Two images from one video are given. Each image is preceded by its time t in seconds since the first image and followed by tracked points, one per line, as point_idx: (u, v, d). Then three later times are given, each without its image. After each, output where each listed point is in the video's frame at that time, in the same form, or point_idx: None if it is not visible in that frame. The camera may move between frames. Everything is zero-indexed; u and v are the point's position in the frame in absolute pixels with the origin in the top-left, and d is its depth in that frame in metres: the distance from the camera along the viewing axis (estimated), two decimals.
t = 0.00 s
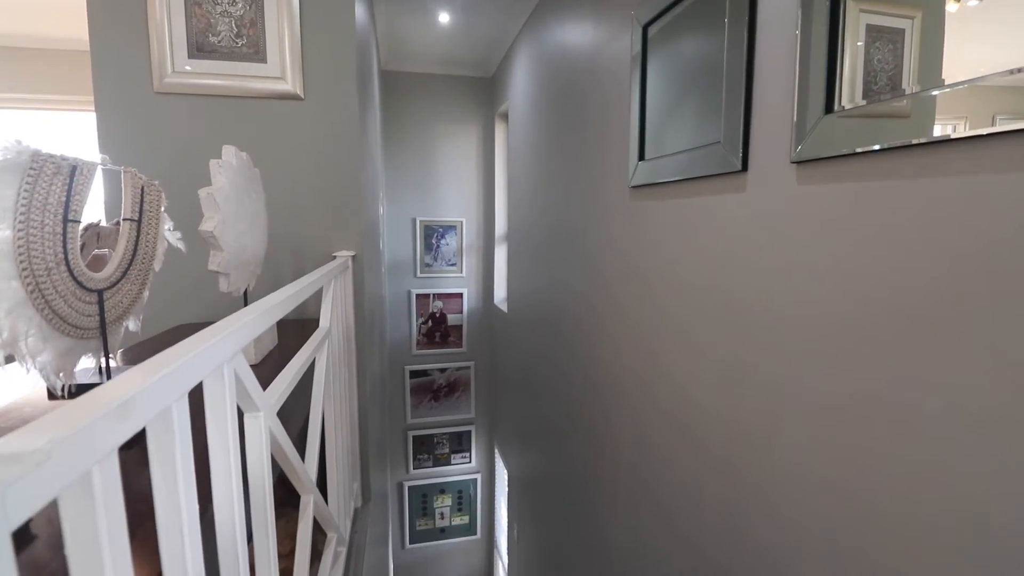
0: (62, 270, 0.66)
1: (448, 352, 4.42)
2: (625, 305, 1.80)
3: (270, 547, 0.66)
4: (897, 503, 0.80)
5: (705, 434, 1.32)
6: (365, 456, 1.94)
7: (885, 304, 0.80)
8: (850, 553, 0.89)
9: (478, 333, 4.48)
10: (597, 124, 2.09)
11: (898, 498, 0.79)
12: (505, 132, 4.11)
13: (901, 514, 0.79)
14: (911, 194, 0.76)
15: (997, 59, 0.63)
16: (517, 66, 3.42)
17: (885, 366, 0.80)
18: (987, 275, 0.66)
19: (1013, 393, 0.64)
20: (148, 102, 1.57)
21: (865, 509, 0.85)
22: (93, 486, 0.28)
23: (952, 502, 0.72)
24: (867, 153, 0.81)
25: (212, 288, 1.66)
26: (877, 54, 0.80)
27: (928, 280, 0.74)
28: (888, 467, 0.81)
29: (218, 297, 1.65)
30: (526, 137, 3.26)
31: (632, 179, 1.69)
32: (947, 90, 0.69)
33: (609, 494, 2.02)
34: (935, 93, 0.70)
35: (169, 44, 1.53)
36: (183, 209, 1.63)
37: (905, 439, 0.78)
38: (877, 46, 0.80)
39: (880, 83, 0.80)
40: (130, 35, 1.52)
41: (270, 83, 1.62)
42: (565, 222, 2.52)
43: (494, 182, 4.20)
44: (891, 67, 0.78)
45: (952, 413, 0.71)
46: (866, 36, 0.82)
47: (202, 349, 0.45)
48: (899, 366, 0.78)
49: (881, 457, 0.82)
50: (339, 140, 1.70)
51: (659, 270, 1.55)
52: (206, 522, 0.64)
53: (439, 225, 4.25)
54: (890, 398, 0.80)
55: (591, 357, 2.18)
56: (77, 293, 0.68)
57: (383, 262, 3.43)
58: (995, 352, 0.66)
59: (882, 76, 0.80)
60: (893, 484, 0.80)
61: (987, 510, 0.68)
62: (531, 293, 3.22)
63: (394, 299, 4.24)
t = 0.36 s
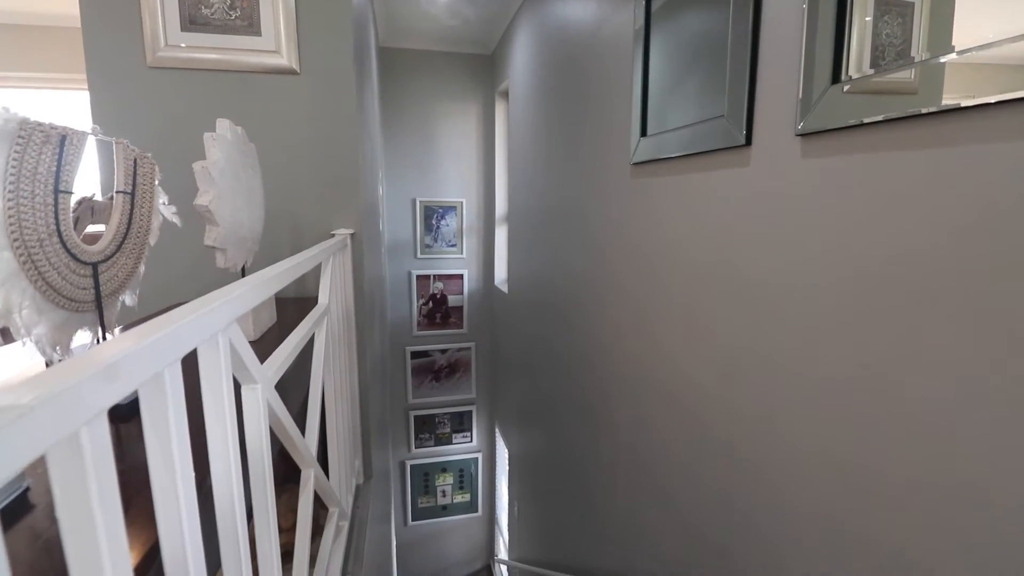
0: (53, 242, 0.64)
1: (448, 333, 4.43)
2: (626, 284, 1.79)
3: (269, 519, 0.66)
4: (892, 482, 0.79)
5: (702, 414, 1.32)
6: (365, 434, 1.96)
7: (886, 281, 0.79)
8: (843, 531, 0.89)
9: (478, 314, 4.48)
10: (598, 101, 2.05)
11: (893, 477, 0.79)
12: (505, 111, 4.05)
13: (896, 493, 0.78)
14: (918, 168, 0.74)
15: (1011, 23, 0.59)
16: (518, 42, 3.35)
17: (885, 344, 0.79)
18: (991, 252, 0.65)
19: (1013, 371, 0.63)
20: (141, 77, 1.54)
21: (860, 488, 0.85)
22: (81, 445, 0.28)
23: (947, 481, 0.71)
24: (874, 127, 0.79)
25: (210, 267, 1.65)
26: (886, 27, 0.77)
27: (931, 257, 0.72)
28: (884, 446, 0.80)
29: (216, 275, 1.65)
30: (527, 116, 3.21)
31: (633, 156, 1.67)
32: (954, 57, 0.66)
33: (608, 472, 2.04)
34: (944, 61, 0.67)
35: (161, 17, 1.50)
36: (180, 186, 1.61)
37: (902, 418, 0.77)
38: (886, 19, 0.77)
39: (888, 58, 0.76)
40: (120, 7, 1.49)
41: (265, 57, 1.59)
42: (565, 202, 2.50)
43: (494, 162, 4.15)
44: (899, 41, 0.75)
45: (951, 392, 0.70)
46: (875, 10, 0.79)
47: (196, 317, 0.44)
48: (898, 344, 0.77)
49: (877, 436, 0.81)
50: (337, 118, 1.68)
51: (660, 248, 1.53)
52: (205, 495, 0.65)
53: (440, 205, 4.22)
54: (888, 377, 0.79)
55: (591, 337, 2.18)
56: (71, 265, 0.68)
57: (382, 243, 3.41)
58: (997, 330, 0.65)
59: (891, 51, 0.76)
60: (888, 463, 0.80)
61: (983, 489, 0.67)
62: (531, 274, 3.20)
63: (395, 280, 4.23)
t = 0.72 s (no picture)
0: (44, 215, 0.63)
1: (448, 315, 4.44)
2: (625, 264, 1.78)
3: (268, 494, 0.66)
4: (885, 463, 0.78)
5: (698, 393, 1.32)
6: (365, 413, 1.97)
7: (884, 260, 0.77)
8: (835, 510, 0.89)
9: (479, 296, 4.48)
10: (600, 77, 2.01)
11: (886, 457, 0.78)
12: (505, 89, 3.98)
13: (888, 474, 0.78)
14: (919, 142, 0.71)
15: None
16: (518, 17, 3.28)
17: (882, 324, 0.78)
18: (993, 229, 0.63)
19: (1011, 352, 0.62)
20: (131, 51, 1.51)
21: (852, 468, 0.84)
22: (68, 412, 0.27)
23: (940, 463, 0.71)
24: (874, 99, 0.77)
25: (207, 246, 1.64)
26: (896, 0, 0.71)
27: (932, 234, 0.70)
28: (878, 426, 0.79)
29: (212, 255, 1.64)
30: (527, 94, 3.15)
31: (634, 133, 1.64)
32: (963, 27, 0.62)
33: (606, 450, 2.05)
34: (951, 31, 0.63)
35: None
36: (174, 163, 1.60)
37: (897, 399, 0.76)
38: None
39: (898, 33, 0.71)
40: None
41: (258, 30, 1.56)
42: (565, 182, 2.47)
43: (494, 142, 4.10)
44: (909, 15, 0.69)
45: (947, 373, 0.69)
46: None
47: (189, 287, 0.44)
48: (895, 324, 0.76)
49: (871, 416, 0.80)
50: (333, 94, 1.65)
51: (659, 227, 1.52)
52: (201, 470, 0.64)
53: (439, 186, 4.18)
54: (884, 357, 0.78)
55: (591, 317, 2.17)
56: (63, 240, 0.67)
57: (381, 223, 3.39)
58: (996, 309, 0.63)
59: (900, 26, 0.70)
60: (881, 443, 0.79)
61: (975, 471, 0.66)
62: (531, 255, 3.19)
63: (394, 260, 4.22)
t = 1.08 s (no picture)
0: (33, 183, 0.62)
1: (447, 291, 4.44)
2: (624, 238, 1.77)
3: (269, 463, 0.67)
4: (872, 437, 0.78)
5: (693, 368, 1.32)
6: (366, 386, 1.98)
7: (881, 232, 0.75)
8: (821, 484, 0.89)
9: (478, 272, 4.46)
10: (602, 45, 1.96)
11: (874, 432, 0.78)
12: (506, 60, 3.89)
13: (875, 449, 0.78)
14: (922, 109, 0.68)
15: None
16: None
17: (876, 298, 0.76)
18: (992, 201, 0.61)
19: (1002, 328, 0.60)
20: (119, 17, 1.47)
21: (840, 443, 0.84)
22: (54, 373, 0.27)
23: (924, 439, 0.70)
24: (879, 66, 0.73)
25: (202, 219, 1.63)
26: None
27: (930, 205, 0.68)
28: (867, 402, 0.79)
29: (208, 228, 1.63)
30: (527, 65, 3.08)
31: (635, 104, 1.61)
32: None
33: (603, 424, 2.08)
34: None
35: None
36: (167, 134, 1.57)
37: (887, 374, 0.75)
38: None
39: None
40: None
41: None
42: (566, 155, 2.44)
43: (494, 115, 4.03)
44: None
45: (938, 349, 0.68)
46: None
47: (182, 251, 0.43)
48: (888, 299, 0.74)
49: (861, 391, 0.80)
50: (327, 63, 1.61)
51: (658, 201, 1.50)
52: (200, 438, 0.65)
53: (438, 160, 4.13)
54: (874, 333, 0.77)
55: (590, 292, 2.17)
56: (53, 209, 0.66)
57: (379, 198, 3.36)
58: (990, 284, 0.61)
59: None
60: (870, 418, 0.78)
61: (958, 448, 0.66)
62: (531, 230, 3.17)
63: (394, 235, 4.20)
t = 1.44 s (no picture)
0: (21, 149, 0.61)
1: (446, 266, 4.43)
2: (625, 212, 1.76)
3: (269, 432, 0.67)
4: (867, 408, 0.79)
5: (692, 341, 1.33)
6: (367, 360, 2.00)
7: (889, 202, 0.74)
8: (816, 453, 0.90)
9: (477, 246, 4.44)
10: (603, 11, 1.90)
11: (874, 403, 0.78)
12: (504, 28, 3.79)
13: (870, 419, 0.79)
14: (933, 75, 0.66)
15: None
16: None
17: (881, 270, 0.75)
18: (1004, 169, 0.59)
19: (1009, 299, 0.59)
20: None
21: (836, 413, 0.85)
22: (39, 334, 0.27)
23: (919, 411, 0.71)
24: (889, 31, 0.71)
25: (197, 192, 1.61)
26: None
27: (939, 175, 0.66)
28: (864, 373, 0.79)
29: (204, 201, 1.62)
30: (526, 33, 3.00)
31: (637, 73, 1.57)
32: None
33: (602, 396, 2.10)
34: None
35: None
36: (160, 105, 1.54)
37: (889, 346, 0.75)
38: None
39: None
40: None
41: None
42: (565, 127, 2.40)
43: (493, 86, 3.95)
44: None
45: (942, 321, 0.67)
46: None
47: (173, 217, 0.42)
48: (894, 270, 0.73)
49: (858, 363, 0.80)
50: (320, 30, 1.57)
51: (660, 173, 1.48)
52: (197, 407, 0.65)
53: (436, 133, 4.06)
54: (874, 305, 0.77)
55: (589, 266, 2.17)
56: (42, 177, 0.64)
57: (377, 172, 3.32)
58: (998, 255, 0.60)
59: None
60: (866, 389, 0.79)
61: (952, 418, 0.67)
62: (530, 204, 3.15)
63: (392, 210, 4.16)
